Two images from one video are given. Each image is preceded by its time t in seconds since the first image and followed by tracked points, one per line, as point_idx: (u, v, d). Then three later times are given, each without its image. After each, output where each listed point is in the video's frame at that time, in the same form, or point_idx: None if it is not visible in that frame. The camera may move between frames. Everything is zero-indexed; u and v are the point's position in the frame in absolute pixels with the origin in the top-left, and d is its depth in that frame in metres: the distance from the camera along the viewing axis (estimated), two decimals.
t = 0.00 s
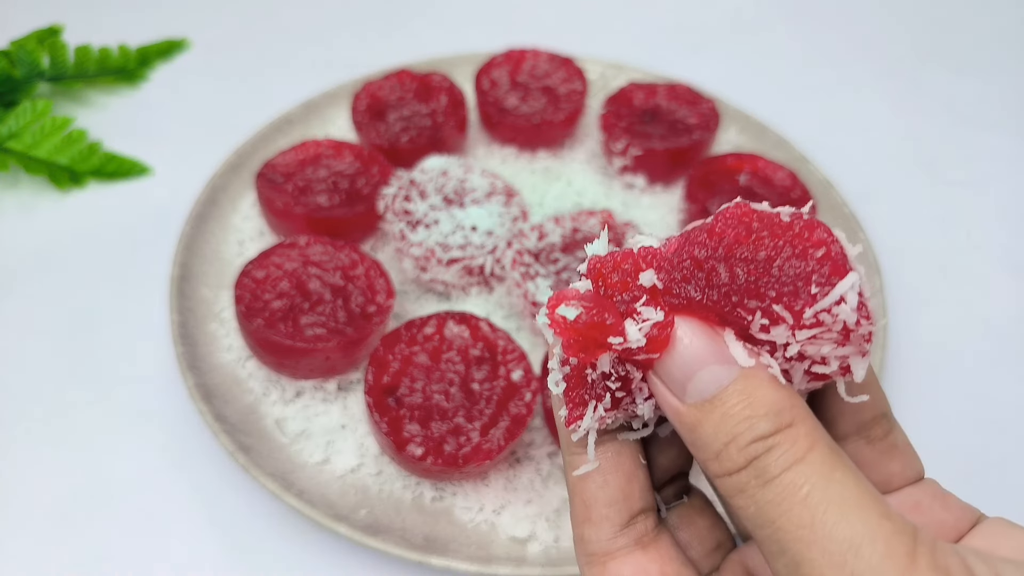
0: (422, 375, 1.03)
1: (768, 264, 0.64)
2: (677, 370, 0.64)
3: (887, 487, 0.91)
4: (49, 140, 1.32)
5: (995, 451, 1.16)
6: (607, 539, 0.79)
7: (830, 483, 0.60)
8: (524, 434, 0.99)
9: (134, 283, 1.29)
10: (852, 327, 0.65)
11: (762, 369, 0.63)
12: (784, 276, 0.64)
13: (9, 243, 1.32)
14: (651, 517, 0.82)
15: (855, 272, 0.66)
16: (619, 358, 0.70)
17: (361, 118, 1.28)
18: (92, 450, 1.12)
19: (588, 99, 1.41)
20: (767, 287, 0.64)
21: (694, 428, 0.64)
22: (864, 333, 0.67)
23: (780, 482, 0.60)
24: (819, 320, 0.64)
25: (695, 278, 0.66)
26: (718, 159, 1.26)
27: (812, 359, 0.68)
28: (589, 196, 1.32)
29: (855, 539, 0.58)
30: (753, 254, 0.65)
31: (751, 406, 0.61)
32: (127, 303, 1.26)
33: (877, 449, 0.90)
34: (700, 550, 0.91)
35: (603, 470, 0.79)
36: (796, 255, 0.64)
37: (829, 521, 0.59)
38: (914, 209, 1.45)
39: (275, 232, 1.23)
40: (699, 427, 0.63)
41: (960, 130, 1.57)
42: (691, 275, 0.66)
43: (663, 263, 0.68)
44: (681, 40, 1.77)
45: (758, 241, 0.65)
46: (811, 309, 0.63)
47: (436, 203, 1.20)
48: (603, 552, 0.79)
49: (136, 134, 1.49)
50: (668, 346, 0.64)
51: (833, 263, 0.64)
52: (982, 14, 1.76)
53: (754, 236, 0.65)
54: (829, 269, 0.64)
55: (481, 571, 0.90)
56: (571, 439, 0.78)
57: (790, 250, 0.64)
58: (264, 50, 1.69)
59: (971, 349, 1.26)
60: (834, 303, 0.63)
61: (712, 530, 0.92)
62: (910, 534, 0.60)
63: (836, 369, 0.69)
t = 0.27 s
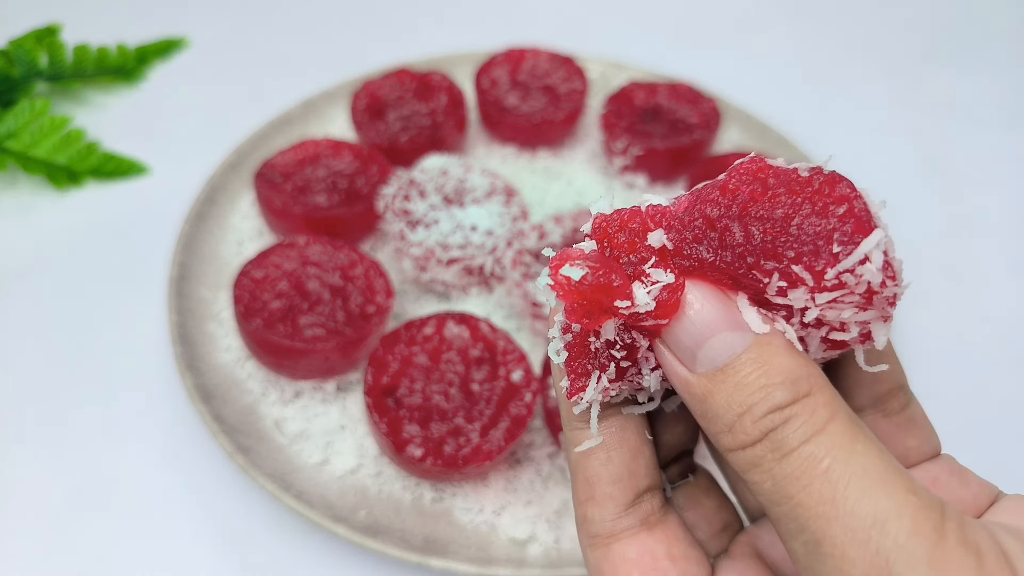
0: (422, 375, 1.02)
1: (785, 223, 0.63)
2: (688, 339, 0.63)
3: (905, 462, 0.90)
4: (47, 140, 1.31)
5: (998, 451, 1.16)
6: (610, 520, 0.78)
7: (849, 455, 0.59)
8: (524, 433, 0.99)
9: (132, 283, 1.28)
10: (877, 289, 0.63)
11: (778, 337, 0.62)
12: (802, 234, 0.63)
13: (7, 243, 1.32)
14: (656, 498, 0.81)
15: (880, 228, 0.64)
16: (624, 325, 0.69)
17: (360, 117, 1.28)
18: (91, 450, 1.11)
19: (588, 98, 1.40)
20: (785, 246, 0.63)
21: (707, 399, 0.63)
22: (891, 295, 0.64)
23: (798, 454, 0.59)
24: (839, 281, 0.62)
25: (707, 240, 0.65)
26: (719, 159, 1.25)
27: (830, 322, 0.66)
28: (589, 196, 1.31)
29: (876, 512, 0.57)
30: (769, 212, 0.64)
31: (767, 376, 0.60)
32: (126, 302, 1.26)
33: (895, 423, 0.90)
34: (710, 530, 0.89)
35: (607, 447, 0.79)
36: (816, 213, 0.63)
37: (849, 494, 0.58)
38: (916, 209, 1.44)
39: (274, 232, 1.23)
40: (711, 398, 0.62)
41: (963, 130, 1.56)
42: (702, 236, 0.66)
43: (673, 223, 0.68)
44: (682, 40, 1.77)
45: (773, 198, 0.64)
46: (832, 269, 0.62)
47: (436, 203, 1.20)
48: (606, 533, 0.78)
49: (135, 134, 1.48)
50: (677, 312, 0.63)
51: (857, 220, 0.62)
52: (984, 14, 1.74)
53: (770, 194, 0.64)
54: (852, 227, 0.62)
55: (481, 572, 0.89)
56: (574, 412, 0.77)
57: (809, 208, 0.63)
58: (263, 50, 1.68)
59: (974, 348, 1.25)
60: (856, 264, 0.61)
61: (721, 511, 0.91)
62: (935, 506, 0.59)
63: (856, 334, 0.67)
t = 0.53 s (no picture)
0: (422, 375, 1.02)
1: (779, 223, 0.62)
2: (678, 347, 0.62)
3: (907, 468, 0.90)
4: (47, 140, 1.31)
5: (998, 451, 1.16)
6: (603, 532, 0.78)
7: (848, 464, 0.58)
8: (524, 434, 0.99)
9: (133, 283, 1.28)
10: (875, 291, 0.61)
11: (771, 342, 0.61)
12: (797, 235, 0.61)
13: (7, 243, 1.32)
14: (648, 508, 0.81)
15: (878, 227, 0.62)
16: (613, 331, 0.68)
17: (360, 117, 1.28)
18: (91, 450, 1.11)
19: (588, 98, 1.40)
20: (778, 248, 0.62)
21: (701, 407, 0.62)
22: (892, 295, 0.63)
23: (795, 464, 0.59)
24: (836, 284, 0.60)
25: (698, 241, 0.65)
26: (719, 159, 1.25)
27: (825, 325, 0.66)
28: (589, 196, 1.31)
29: (876, 522, 0.57)
30: (762, 212, 0.62)
31: (762, 384, 0.59)
32: (126, 302, 1.26)
33: (897, 428, 0.90)
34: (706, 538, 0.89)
35: (597, 458, 0.79)
36: (811, 213, 0.61)
37: (848, 504, 0.57)
38: (916, 209, 1.44)
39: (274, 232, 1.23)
40: (706, 406, 0.61)
41: (963, 130, 1.56)
42: (693, 238, 0.65)
43: (662, 225, 0.67)
44: (682, 39, 1.76)
45: (766, 197, 0.63)
46: (828, 271, 0.60)
47: (436, 203, 1.20)
48: (600, 546, 0.77)
49: (134, 134, 1.48)
50: (668, 318, 0.63)
51: (854, 220, 0.60)
52: (985, 14, 1.74)
53: (763, 193, 0.63)
54: (849, 227, 0.60)
55: (481, 573, 0.89)
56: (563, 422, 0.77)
57: (803, 207, 0.62)
58: (263, 49, 1.68)
59: (974, 348, 1.25)
60: (854, 266, 0.60)
61: (717, 519, 0.91)
62: (935, 514, 0.59)
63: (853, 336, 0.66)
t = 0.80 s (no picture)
0: (421, 376, 1.01)
1: (784, 238, 0.61)
2: (682, 364, 0.61)
3: (907, 480, 0.90)
4: (44, 139, 1.31)
5: (1001, 452, 1.15)
6: (602, 549, 0.76)
7: (856, 486, 0.56)
8: (524, 435, 0.98)
9: (131, 283, 1.28)
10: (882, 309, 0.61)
11: (775, 360, 0.60)
12: (803, 249, 0.60)
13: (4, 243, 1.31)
14: (649, 525, 0.79)
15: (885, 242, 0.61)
16: (613, 348, 0.67)
17: (360, 117, 1.27)
18: (88, 451, 1.11)
19: (588, 97, 1.39)
20: (783, 263, 0.61)
21: (704, 426, 0.61)
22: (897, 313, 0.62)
23: (801, 486, 0.57)
24: (843, 301, 0.60)
25: (701, 255, 0.64)
26: (721, 159, 1.24)
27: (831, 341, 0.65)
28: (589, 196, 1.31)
29: (887, 547, 0.55)
30: (767, 225, 0.61)
31: (766, 403, 0.58)
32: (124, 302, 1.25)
33: (898, 438, 0.89)
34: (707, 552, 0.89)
35: (596, 475, 0.78)
36: (817, 227, 0.60)
37: (857, 527, 0.56)
38: (918, 209, 1.43)
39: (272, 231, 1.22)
40: (709, 425, 0.60)
41: (966, 129, 1.55)
42: (695, 253, 0.64)
43: (663, 238, 0.66)
44: (683, 39, 1.76)
45: (769, 210, 0.62)
46: (835, 288, 0.59)
47: (435, 202, 1.19)
48: (599, 564, 0.76)
49: (133, 133, 1.47)
50: (670, 335, 0.62)
51: (861, 235, 0.59)
52: (988, 13, 1.73)
53: (767, 206, 0.62)
54: (856, 242, 0.59)
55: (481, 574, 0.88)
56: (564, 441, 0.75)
57: (809, 221, 0.60)
58: (262, 48, 1.67)
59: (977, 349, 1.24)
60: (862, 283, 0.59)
61: (718, 532, 0.90)
62: (947, 539, 0.57)
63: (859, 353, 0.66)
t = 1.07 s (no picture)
0: (421, 376, 1.01)
1: (806, 245, 0.60)
2: (707, 361, 0.62)
3: (920, 474, 0.89)
4: (44, 139, 1.31)
5: (1002, 452, 1.15)
6: (630, 542, 0.76)
7: (875, 479, 0.58)
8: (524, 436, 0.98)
9: (131, 283, 1.27)
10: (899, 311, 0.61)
11: (797, 358, 0.61)
12: (823, 256, 0.60)
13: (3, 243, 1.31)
14: (672, 515, 0.79)
15: (902, 250, 0.61)
16: (643, 348, 0.67)
17: (360, 117, 1.27)
18: (87, 451, 1.11)
19: (589, 97, 1.39)
20: (806, 269, 0.60)
21: (728, 422, 0.61)
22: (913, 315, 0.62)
23: (823, 479, 0.58)
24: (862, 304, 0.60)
25: (724, 261, 0.63)
26: (721, 158, 1.24)
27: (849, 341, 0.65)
28: (589, 196, 1.31)
29: (906, 537, 0.57)
30: (789, 233, 0.61)
31: (788, 398, 0.59)
32: (124, 302, 1.25)
33: (911, 435, 0.88)
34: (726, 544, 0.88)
35: (626, 468, 0.77)
36: (836, 235, 0.60)
37: (877, 518, 0.57)
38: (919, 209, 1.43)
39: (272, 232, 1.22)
40: (733, 421, 0.61)
41: (966, 129, 1.55)
42: (719, 259, 0.63)
43: (689, 244, 0.65)
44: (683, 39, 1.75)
45: (791, 218, 0.62)
46: (855, 292, 0.59)
47: (435, 202, 1.19)
48: (627, 556, 0.76)
49: (132, 133, 1.47)
50: (696, 335, 0.62)
51: (880, 243, 0.59)
52: (989, 13, 1.72)
53: (788, 215, 0.62)
54: (875, 249, 0.59)
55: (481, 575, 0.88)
56: (594, 437, 0.75)
57: (829, 229, 0.60)
58: (262, 48, 1.67)
59: (977, 348, 1.24)
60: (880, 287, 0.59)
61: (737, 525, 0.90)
62: (962, 529, 0.58)
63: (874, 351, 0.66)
